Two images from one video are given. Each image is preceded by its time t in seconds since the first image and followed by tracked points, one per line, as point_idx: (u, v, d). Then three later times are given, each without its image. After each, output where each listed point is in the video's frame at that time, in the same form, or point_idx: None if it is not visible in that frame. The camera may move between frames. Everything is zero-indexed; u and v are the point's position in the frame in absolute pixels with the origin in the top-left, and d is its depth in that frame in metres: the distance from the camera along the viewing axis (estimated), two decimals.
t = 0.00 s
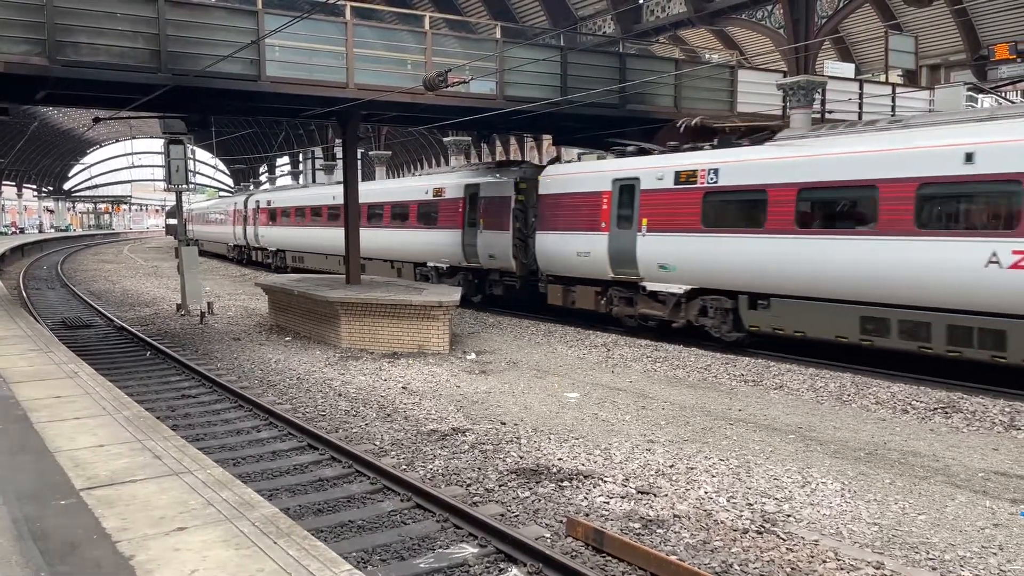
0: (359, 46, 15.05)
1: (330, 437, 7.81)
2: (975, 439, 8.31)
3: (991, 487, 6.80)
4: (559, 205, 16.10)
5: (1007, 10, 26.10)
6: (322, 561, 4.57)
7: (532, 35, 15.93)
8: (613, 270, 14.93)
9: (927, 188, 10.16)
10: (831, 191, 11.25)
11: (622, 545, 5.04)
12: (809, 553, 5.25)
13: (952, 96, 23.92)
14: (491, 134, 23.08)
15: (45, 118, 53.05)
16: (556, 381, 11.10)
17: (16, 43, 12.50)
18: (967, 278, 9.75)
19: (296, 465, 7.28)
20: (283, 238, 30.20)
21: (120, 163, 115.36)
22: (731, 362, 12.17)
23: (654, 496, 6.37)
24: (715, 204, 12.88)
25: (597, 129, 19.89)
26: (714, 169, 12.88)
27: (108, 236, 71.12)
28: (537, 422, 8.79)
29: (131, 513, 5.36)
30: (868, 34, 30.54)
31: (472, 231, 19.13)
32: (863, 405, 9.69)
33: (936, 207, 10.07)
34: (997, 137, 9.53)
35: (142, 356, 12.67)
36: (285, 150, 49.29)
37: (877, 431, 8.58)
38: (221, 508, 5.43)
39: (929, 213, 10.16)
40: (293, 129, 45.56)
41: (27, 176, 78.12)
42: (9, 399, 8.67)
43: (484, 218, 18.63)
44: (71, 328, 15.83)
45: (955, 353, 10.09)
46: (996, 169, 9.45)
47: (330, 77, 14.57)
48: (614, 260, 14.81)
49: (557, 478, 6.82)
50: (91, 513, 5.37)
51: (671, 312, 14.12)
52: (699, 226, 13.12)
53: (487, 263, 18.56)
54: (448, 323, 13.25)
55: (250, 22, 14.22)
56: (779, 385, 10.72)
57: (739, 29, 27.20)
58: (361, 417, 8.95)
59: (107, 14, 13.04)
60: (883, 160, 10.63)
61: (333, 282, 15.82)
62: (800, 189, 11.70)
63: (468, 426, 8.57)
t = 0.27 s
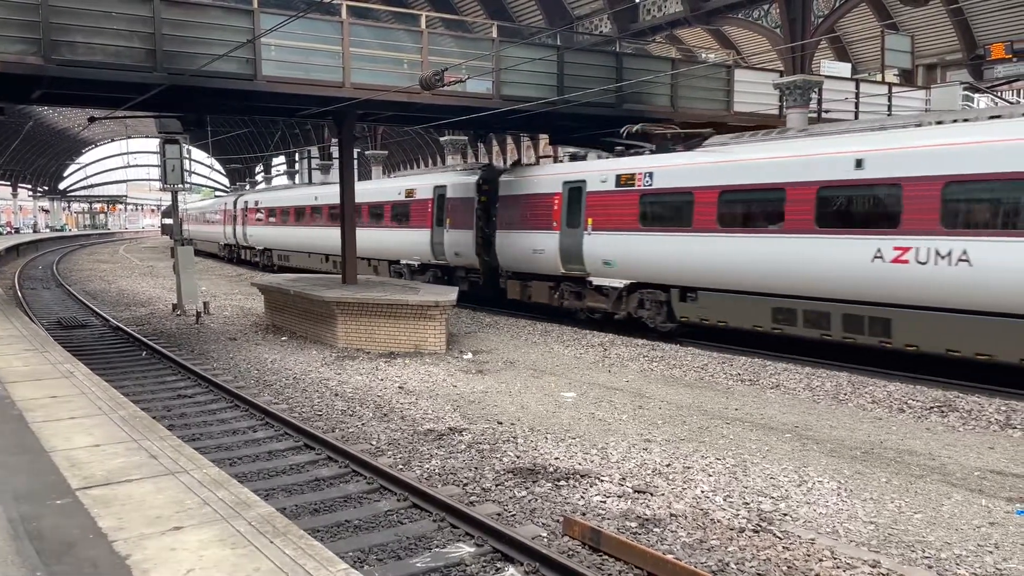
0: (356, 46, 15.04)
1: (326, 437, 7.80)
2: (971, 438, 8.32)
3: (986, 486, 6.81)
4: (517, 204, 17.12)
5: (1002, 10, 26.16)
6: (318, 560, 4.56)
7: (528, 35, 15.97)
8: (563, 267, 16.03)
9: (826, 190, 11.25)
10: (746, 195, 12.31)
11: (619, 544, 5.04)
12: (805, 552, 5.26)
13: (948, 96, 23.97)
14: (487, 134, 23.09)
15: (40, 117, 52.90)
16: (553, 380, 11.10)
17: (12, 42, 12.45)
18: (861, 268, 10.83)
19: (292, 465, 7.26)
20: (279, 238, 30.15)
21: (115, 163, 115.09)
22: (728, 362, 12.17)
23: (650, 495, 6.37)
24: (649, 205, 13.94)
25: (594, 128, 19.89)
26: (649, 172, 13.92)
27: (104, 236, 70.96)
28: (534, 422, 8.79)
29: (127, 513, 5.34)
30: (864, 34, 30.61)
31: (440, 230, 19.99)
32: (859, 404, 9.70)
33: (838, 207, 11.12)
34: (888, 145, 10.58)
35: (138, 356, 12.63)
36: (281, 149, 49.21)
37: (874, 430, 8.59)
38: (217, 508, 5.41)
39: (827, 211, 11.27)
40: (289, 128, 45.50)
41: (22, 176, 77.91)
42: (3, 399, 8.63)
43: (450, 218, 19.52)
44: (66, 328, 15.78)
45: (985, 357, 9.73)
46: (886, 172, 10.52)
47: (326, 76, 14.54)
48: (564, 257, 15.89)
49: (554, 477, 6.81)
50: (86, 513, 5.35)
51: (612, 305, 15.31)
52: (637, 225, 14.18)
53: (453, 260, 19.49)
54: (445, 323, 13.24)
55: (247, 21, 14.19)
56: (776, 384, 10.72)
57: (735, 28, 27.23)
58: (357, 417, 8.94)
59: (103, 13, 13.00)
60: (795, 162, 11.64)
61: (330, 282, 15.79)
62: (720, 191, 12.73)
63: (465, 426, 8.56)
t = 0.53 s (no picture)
0: (354, 45, 15.02)
1: (325, 436, 7.80)
2: (969, 437, 8.34)
3: (984, 484, 6.82)
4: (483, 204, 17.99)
5: (1000, 9, 26.18)
6: (317, 559, 4.56)
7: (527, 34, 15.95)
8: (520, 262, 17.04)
9: (745, 193, 12.33)
10: (676, 196, 13.44)
11: (617, 543, 5.04)
12: (804, 551, 5.26)
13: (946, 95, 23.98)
14: (486, 133, 23.08)
15: (37, 117, 52.83)
16: (552, 379, 11.10)
17: (9, 41, 12.43)
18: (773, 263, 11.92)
19: (291, 464, 7.25)
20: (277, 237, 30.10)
21: (113, 162, 114.97)
22: (726, 361, 12.17)
23: (649, 494, 6.38)
24: (595, 207, 14.95)
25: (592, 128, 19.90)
26: (596, 176, 14.91)
27: (102, 236, 70.89)
28: (532, 421, 8.79)
29: (125, 512, 5.33)
30: (862, 33, 30.63)
31: (413, 228, 20.91)
32: (857, 404, 9.71)
33: (756, 207, 12.19)
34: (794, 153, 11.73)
35: (136, 355, 12.62)
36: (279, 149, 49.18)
37: (872, 429, 8.59)
38: (216, 507, 5.41)
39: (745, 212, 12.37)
40: (287, 128, 45.46)
41: (20, 175, 77.81)
42: (1, 399, 8.62)
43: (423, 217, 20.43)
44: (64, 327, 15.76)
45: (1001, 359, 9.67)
46: (796, 176, 11.61)
47: (324, 75, 14.52)
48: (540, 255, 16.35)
49: (552, 477, 6.81)
50: (84, 513, 5.34)
51: (562, 298, 16.27)
52: (583, 223, 15.22)
53: (425, 257, 20.50)
54: (443, 322, 13.24)
55: (245, 20, 14.17)
56: (774, 384, 10.73)
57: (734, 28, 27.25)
58: (355, 416, 8.94)
59: (101, 12, 12.99)
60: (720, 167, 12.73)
61: (328, 281, 15.78)
62: (656, 193, 13.81)
63: (463, 425, 8.56)
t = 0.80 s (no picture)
0: (355, 43, 15.02)
1: (325, 435, 7.80)
2: (970, 436, 8.34)
3: (985, 483, 6.82)
4: (459, 205, 18.80)
5: (1002, 8, 26.13)
6: (318, 557, 4.56)
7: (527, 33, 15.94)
8: (486, 259, 18.08)
9: (680, 194, 13.36)
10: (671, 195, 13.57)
11: (618, 541, 5.04)
12: (804, 549, 5.26)
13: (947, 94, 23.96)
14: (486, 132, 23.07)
15: (38, 115, 52.84)
16: (552, 378, 11.10)
17: (9, 40, 12.42)
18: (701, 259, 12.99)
19: (292, 462, 7.26)
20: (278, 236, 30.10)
21: (114, 161, 114.99)
22: (727, 360, 12.18)
23: (649, 493, 6.38)
24: (552, 206, 16.04)
25: (593, 126, 19.89)
26: (592, 175, 15.13)
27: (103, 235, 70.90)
28: (533, 419, 8.79)
29: (126, 510, 5.34)
30: (863, 32, 30.61)
31: (391, 226, 22.02)
32: (857, 402, 9.71)
33: (690, 207, 13.22)
34: (752, 155, 12.39)
35: (137, 354, 12.62)
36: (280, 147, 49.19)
37: (873, 427, 8.59)
38: (216, 505, 5.41)
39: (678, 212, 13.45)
40: (287, 127, 45.45)
41: (21, 174, 77.81)
42: (2, 397, 8.62)
43: (400, 216, 21.50)
44: (65, 326, 15.77)
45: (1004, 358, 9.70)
46: (721, 179, 12.67)
47: (325, 74, 14.52)
48: (536, 254, 16.52)
49: (553, 475, 6.82)
50: (85, 511, 5.35)
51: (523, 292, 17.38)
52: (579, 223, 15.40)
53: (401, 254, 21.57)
54: (443, 321, 13.24)
55: (245, 18, 14.17)
56: (774, 382, 10.73)
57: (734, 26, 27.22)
58: (356, 415, 8.94)
59: (102, 11, 12.99)
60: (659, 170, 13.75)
61: (329, 280, 15.79)
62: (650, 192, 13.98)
63: (464, 424, 8.57)
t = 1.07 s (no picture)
0: (357, 42, 15.01)
1: (328, 433, 7.81)
2: (973, 435, 8.32)
3: (989, 483, 6.80)
4: (434, 204, 19.76)
5: (1006, 7, 26.03)
6: (320, 556, 4.56)
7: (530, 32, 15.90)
8: (459, 257, 19.20)
9: (678, 194, 13.52)
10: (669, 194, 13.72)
11: (620, 540, 5.04)
12: (807, 549, 5.25)
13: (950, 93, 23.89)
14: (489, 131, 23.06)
15: (42, 114, 52.97)
16: (555, 377, 11.09)
17: (13, 39, 12.46)
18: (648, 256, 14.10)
19: (294, 461, 7.27)
20: (281, 234, 30.13)
21: (118, 161, 115.17)
22: (730, 359, 12.17)
23: (652, 492, 6.37)
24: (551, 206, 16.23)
25: (595, 125, 19.87)
26: (591, 175, 15.29)
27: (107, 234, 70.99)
28: (535, 418, 8.79)
29: (129, 509, 5.35)
30: (866, 31, 30.53)
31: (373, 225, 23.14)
32: (861, 402, 9.70)
33: (638, 208, 14.33)
34: (749, 154, 12.53)
35: (140, 352, 12.64)
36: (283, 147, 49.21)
37: (875, 427, 8.58)
38: (219, 504, 5.42)
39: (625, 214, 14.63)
40: (290, 126, 45.51)
41: (24, 172, 77.97)
42: (6, 396, 8.64)
43: (382, 215, 22.35)
44: (69, 325, 15.81)
45: (1015, 357, 9.71)
46: (718, 178, 12.87)
47: (328, 73, 14.52)
48: (532, 254, 16.76)
49: (555, 474, 6.82)
50: (88, 509, 5.36)
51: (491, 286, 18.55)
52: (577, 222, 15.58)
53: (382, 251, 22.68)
54: (446, 320, 13.25)
55: (248, 17, 14.18)
56: (777, 382, 10.72)
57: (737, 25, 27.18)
58: (359, 414, 8.94)
59: (105, 10, 13.01)
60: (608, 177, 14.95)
61: (331, 279, 15.79)
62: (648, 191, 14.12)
63: (466, 423, 8.56)
